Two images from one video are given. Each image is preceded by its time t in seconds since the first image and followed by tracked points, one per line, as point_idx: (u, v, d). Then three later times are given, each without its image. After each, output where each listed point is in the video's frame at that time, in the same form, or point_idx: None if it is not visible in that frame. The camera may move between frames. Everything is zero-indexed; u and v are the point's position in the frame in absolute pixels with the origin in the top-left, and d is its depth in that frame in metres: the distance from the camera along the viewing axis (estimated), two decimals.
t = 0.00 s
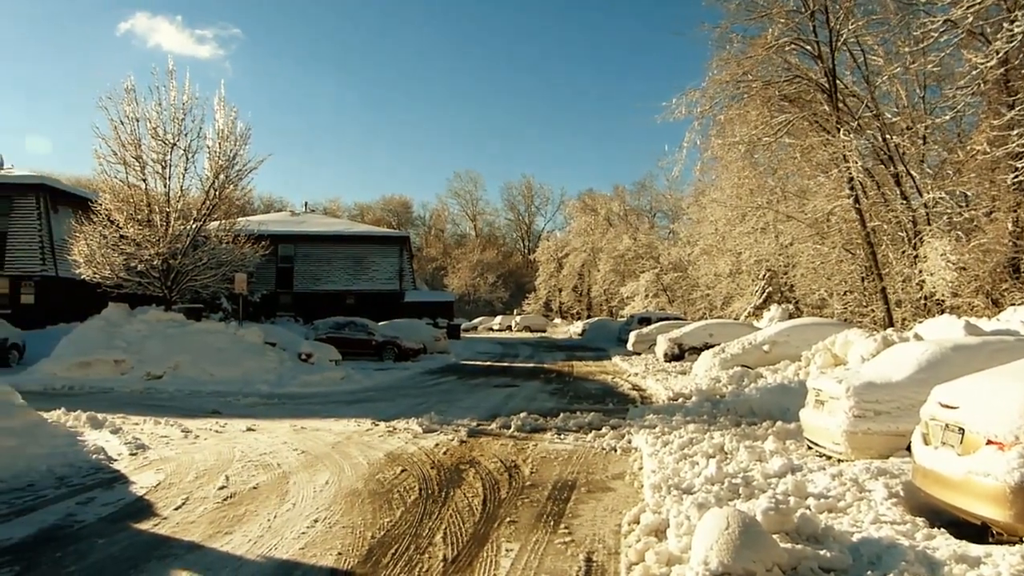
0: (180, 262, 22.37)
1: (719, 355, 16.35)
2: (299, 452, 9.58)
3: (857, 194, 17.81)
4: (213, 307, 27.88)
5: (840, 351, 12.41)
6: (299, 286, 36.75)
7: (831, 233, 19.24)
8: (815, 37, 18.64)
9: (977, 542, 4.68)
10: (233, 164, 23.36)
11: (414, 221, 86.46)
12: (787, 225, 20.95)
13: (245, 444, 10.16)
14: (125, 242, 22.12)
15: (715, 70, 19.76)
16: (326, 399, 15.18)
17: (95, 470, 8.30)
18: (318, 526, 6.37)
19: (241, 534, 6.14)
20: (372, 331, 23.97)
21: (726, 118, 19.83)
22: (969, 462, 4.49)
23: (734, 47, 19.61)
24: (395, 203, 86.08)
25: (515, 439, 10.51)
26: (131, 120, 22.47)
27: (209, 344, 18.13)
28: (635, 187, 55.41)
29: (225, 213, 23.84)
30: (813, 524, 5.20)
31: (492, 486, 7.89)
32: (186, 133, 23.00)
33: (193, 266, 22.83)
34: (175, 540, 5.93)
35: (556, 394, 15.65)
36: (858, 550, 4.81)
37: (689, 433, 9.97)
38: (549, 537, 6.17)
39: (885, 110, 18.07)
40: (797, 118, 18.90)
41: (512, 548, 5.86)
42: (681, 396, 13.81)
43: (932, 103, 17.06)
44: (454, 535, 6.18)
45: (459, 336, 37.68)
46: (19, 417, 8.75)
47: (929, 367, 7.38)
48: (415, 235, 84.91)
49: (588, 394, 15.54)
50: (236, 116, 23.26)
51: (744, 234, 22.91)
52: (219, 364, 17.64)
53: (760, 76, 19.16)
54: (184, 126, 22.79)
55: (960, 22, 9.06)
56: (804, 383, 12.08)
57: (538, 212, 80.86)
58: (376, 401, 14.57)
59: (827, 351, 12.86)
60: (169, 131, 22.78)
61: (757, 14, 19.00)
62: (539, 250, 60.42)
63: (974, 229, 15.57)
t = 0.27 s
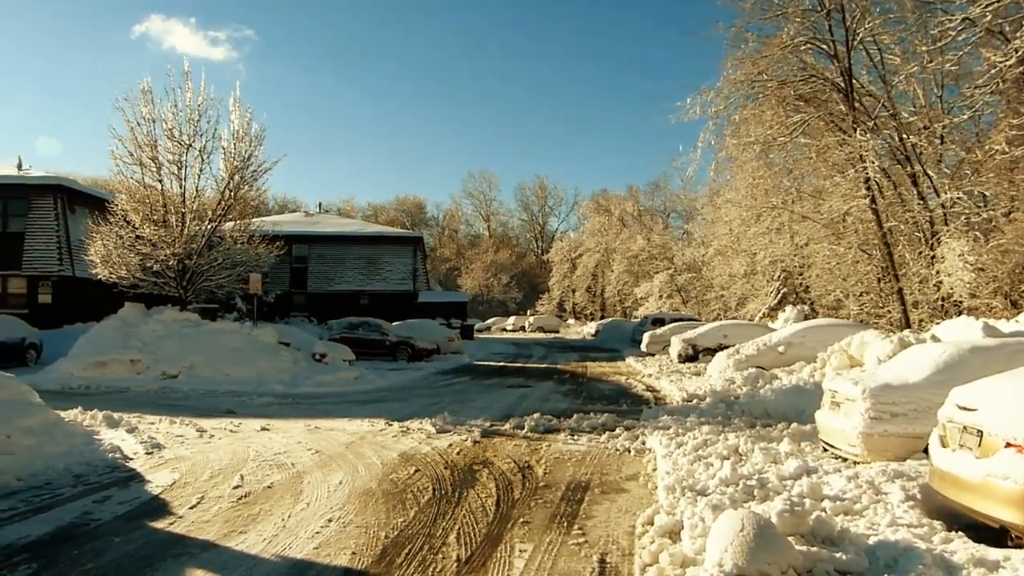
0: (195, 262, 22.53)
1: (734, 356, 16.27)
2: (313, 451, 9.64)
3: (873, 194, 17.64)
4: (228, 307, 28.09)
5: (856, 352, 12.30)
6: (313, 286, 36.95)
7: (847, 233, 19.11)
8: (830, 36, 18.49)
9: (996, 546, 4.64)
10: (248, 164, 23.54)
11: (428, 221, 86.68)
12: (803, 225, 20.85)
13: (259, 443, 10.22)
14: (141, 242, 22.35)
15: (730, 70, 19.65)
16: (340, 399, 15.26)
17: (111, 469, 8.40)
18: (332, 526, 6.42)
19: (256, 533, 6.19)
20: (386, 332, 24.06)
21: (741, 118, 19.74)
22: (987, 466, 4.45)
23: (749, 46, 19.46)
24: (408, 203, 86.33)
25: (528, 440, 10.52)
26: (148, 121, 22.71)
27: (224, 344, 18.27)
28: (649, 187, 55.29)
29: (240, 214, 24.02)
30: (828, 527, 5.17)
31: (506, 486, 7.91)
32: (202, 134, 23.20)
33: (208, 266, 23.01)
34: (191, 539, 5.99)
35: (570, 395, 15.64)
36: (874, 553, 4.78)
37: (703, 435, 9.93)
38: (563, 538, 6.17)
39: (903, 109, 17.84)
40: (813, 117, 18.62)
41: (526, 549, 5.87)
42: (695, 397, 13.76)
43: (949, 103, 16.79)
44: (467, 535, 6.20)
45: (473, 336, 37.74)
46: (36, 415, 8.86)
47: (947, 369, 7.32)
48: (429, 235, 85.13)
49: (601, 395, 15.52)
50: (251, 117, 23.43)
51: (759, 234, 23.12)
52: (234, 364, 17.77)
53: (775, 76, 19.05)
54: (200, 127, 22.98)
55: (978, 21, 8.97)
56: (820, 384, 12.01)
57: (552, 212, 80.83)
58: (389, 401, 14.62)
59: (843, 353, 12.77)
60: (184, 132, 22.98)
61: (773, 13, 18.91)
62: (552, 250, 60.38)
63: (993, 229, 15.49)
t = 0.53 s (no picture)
0: (210, 262, 22.72)
1: (748, 357, 16.19)
2: (327, 451, 9.70)
3: (889, 194, 17.53)
4: (243, 307, 28.30)
5: (871, 353, 12.20)
6: (327, 286, 37.13)
7: (863, 234, 18.99)
8: (846, 35, 18.40)
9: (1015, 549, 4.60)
10: (263, 165, 23.71)
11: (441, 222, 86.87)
12: (818, 226, 20.73)
13: (273, 443, 10.29)
14: (157, 243, 22.56)
15: (744, 70, 19.54)
16: (354, 399, 15.33)
17: (127, 468, 8.49)
18: (346, 526, 6.45)
19: (270, 533, 6.24)
20: (399, 332, 24.14)
21: (756, 117, 19.63)
22: (1006, 468, 4.41)
23: (763, 45, 19.32)
24: (422, 204, 86.56)
25: (541, 440, 10.52)
26: (163, 122, 22.93)
27: (239, 344, 18.40)
28: (663, 187, 55.14)
29: (255, 215, 24.19)
30: (844, 529, 5.14)
31: (519, 487, 7.91)
32: (217, 135, 23.39)
33: (223, 267, 23.20)
34: (206, 538, 6.05)
35: (583, 396, 15.63)
36: (890, 556, 4.74)
37: (717, 436, 9.89)
38: (576, 539, 6.17)
39: (919, 108, 17.56)
40: (829, 117, 18.37)
41: (539, 549, 5.88)
42: (709, 398, 13.70)
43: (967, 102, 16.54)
44: (481, 536, 6.22)
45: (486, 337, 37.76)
46: (54, 414, 8.96)
47: (964, 371, 7.24)
48: (442, 236, 85.30)
49: (615, 395, 15.48)
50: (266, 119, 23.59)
51: (774, 234, 22.89)
52: (249, 364, 17.91)
53: (790, 75, 18.78)
54: (215, 128, 23.16)
55: (996, 18, 8.88)
56: (835, 386, 11.92)
57: (565, 212, 80.76)
58: (402, 402, 14.67)
59: (859, 354, 12.67)
60: (200, 134, 23.17)
61: (788, 12, 18.81)
62: (566, 251, 60.32)
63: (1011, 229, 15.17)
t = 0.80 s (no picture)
0: (225, 263, 22.89)
1: (762, 358, 16.11)
2: (340, 451, 9.77)
3: (905, 194, 17.41)
4: (257, 308, 28.51)
5: (886, 354, 12.12)
6: (341, 287, 37.32)
7: (878, 234, 18.89)
8: (861, 34, 18.18)
9: None
10: (277, 167, 23.88)
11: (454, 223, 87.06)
12: (833, 226, 20.64)
13: (287, 443, 10.39)
14: (172, 244, 22.82)
15: (758, 69, 19.40)
16: (367, 399, 15.42)
17: (143, 468, 8.59)
18: (360, 526, 6.50)
19: (284, 533, 6.29)
20: (412, 333, 24.22)
21: (769, 118, 19.55)
22: None
23: (778, 45, 19.12)
24: (435, 205, 86.78)
25: (554, 441, 10.53)
26: (178, 125, 23.15)
27: (253, 345, 18.54)
28: (676, 188, 55.02)
29: (269, 216, 24.36)
30: (858, 531, 5.12)
31: (532, 487, 7.94)
32: (231, 137, 23.58)
33: (238, 267, 23.36)
34: (221, 537, 6.12)
35: (596, 397, 15.62)
36: (906, 557, 4.73)
37: (731, 437, 9.86)
38: (589, 540, 6.19)
39: (935, 107, 17.45)
40: (844, 117, 18.22)
41: (552, 551, 5.90)
42: (723, 400, 13.65)
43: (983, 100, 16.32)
44: (494, 536, 6.25)
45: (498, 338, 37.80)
46: (71, 414, 9.07)
47: (980, 373, 7.20)
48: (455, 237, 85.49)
49: (628, 396, 15.46)
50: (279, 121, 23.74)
51: (788, 235, 22.77)
52: (263, 365, 18.04)
53: (804, 75, 18.64)
54: (229, 130, 23.35)
55: (1013, 17, 8.81)
56: (850, 387, 11.85)
57: (578, 213, 80.70)
58: (415, 402, 14.73)
59: (873, 355, 12.58)
60: (214, 136, 23.37)
61: (802, 11, 18.65)
62: (579, 251, 60.28)
63: None
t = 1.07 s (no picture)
0: (238, 265, 23.07)
1: (776, 359, 16.01)
2: (353, 452, 9.81)
3: (920, 194, 17.18)
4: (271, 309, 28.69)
5: (903, 355, 12.00)
6: (354, 288, 37.47)
7: (893, 234, 18.72)
8: (876, 32, 18.00)
9: None
10: (290, 169, 24.00)
11: (466, 224, 87.17)
12: (847, 226, 20.47)
13: (301, 444, 10.44)
14: (187, 245, 22.96)
15: (772, 69, 19.28)
16: (380, 400, 15.48)
17: (158, 468, 8.66)
18: (373, 526, 6.52)
19: (298, 532, 6.32)
20: (425, 333, 24.27)
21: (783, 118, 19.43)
22: None
23: (791, 44, 19.02)
24: (447, 206, 86.95)
25: (567, 442, 10.52)
26: (193, 127, 23.34)
27: (266, 346, 18.65)
28: (689, 188, 54.84)
29: (283, 217, 24.49)
30: (875, 533, 5.08)
31: (544, 488, 7.93)
32: (245, 138, 23.73)
33: (251, 269, 23.54)
34: (235, 537, 6.15)
35: (609, 397, 15.59)
36: (922, 560, 4.68)
37: (744, 438, 9.80)
38: (602, 541, 6.18)
39: (951, 106, 17.23)
40: (858, 116, 18.04)
41: (565, 552, 5.89)
42: (737, 401, 13.58)
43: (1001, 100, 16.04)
44: (507, 537, 6.25)
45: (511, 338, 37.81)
46: (87, 414, 9.16)
47: (998, 374, 7.12)
48: (467, 238, 85.61)
49: (641, 397, 15.41)
50: (292, 122, 23.87)
51: (802, 235, 22.62)
52: (277, 366, 18.14)
53: (818, 74, 18.48)
54: (242, 132, 23.51)
55: None
56: (865, 388, 11.75)
57: (591, 214, 80.60)
58: (428, 403, 14.76)
59: (889, 356, 12.47)
60: (228, 138, 23.53)
61: (815, 10, 18.51)
62: (591, 252, 60.17)
63: None
